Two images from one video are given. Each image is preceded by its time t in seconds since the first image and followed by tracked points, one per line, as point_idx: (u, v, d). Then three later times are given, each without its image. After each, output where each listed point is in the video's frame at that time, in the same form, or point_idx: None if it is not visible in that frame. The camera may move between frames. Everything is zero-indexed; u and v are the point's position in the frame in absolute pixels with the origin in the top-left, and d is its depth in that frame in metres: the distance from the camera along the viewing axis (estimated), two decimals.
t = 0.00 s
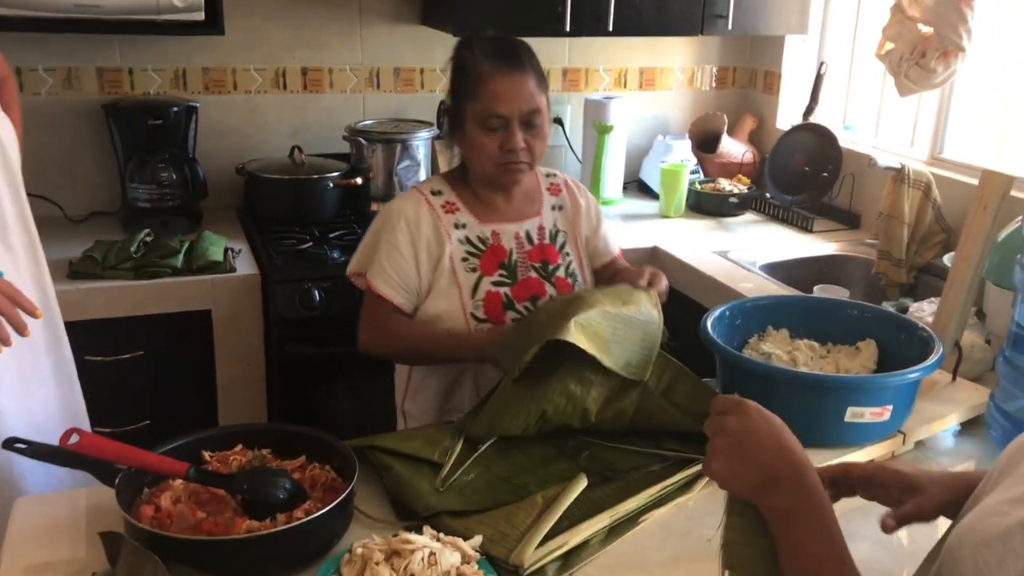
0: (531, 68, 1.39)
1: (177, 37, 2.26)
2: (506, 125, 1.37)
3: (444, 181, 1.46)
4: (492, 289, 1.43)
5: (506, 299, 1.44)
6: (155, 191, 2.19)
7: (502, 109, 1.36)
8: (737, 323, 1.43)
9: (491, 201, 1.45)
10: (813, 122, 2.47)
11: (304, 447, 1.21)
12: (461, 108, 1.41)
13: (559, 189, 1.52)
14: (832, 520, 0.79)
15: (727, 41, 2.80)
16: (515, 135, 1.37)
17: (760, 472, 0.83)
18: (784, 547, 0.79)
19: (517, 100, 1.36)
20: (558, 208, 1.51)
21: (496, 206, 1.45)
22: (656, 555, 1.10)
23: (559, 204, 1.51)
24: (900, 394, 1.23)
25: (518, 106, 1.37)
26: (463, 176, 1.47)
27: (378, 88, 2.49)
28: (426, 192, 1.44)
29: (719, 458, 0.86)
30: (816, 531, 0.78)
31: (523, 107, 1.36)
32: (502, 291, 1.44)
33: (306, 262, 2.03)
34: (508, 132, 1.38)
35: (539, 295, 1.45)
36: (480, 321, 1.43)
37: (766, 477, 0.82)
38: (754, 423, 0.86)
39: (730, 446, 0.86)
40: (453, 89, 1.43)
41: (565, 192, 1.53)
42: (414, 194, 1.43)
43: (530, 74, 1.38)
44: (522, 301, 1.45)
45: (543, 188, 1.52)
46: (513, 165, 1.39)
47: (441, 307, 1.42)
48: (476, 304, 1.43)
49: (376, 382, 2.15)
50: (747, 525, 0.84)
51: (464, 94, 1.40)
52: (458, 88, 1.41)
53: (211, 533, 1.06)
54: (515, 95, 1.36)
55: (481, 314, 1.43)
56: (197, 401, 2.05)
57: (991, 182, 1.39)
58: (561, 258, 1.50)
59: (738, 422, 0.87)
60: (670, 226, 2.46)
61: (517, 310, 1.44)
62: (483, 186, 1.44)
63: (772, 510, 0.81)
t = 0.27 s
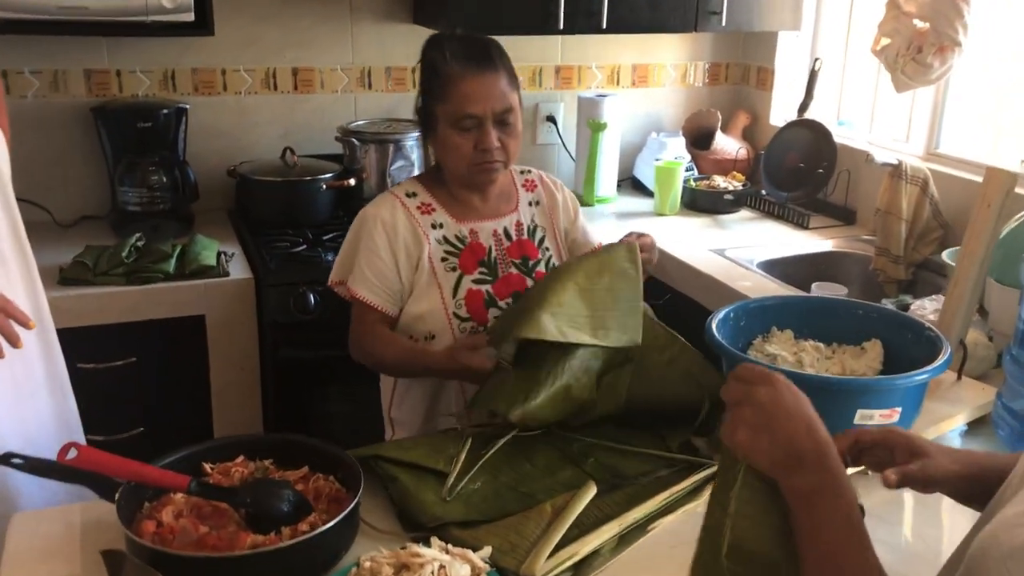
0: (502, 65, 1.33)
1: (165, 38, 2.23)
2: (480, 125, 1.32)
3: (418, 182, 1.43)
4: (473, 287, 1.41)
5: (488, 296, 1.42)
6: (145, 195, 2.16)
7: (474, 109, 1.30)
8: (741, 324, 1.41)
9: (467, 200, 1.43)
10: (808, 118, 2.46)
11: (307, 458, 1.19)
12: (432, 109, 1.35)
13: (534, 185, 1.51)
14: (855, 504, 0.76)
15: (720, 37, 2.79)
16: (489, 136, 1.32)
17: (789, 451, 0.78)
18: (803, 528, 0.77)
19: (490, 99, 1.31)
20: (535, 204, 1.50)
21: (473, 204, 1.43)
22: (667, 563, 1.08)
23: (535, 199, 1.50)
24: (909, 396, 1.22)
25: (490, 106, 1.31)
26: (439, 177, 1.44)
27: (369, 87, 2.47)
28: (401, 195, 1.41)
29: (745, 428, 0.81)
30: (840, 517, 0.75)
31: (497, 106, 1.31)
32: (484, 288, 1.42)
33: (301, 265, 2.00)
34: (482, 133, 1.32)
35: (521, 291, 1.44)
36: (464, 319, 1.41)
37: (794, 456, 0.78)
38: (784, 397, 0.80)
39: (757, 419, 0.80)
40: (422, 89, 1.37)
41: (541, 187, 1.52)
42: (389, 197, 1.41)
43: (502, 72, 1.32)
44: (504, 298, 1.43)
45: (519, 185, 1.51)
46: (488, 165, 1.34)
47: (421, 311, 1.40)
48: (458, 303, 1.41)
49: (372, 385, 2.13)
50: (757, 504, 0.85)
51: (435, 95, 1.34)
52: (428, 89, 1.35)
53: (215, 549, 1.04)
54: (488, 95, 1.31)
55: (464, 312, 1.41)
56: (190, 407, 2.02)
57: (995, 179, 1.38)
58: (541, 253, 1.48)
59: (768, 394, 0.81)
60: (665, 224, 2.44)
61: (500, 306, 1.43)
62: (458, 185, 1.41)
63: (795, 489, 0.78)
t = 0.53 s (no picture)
0: (493, 80, 1.32)
1: (161, 51, 2.21)
2: (473, 140, 1.31)
3: (409, 198, 1.40)
4: (471, 300, 1.38)
5: (487, 310, 1.38)
6: (143, 208, 2.14)
7: (468, 124, 1.29)
8: (751, 338, 1.40)
9: (460, 213, 1.40)
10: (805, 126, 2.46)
11: (319, 480, 1.18)
12: (423, 124, 1.34)
13: (528, 197, 1.49)
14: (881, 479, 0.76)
15: (716, 44, 2.79)
16: (482, 150, 1.31)
17: (826, 420, 0.81)
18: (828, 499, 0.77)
19: (483, 114, 1.30)
20: (529, 215, 1.48)
21: (466, 217, 1.40)
22: None
23: (530, 211, 1.48)
24: (923, 410, 1.21)
25: (483, 120, 1.30)
26: (431, 191, 1.41)
27: (366, 97, 2.46)
28: (394, 210, 1.37)
29: (789, 397, 0.85)
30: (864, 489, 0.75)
31: (490, 120, 1.30)
32: (482, 300, 1.39)
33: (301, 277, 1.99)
34: (475, 148, 1.31)
35: (519, 302, 1.41)
36: (463, 332, 1.38)
37: (829, 425, 0.80)
38: (825, 374, 0.85)
39: (801, 388, 0.85)
40: (413, 103, 1.35)
41: (535, 200, 1.50)
42: (382, 212, 1.36)
43: (493, 87, 1.31)
44: (503, 310, 1.40)
45: (513, 197, 1.48)
46: (482, 179, 1.32)
47: (420, 326, 1.36)
48: (457, 316, 1.37)
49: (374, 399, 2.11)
50: (780, 484, 0.84)
51: (426, 109, 1.32)
52: (419, 103, 1.33)
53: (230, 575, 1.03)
54: (481, 109, 1.30)
55: (463, 326, 1.38)
56: (191, 422, 2.00)
57: (1003, 190, 1.38)
58: (537, 264, 1.46)
59: (811, 367, 0.86)
60: (665, 232, 2.44)
61: (499, 318, 1.39)
62: (451, 199, 1.38)
63: (825, 457, 0.79)
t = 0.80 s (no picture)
0: (506, 94, 1.30)
1: (164, 61, 2.20)
2: (485, 155, 1.29)
3: (419, 213, 1.40)
4: (482, 314, 1.37)
5: (498, 323, 1.38)
6: (145, 219, 2.13)
7: (480, 139, 1.28)
8: (767, 351, 1.40)
9: (470, 227, 1.39)
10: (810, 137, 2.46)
11: (333, 496, 1.16)
12: (435, 138, 1.32)
13: (539, 208, 1.47)
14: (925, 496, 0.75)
15: (719, 55, 2.79)
16: (495, 165, 1.29)
17: (863, 428, 0.79)
18: (870, 510, 0.77)
19: (495, 128, 1.28)
20: (539, 226, 1.46)
21: (476, 230, 1.40)
22: None
23: (541, 222, 1.46)
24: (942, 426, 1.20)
25: (495, 136, 1.28)
26: (442, 203, 1.41)
27: (370, 108, 2.45)
28: (406, 225, 1.37)
29: (815, 406, 0.81)
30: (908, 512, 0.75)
31: (502, 136, 1.28)
32: (492, 314, 1.38)
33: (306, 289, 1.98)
34: (488, 163, 1.30)
35: (529, 315, 1.40)
36: (474, 346, 1.37)
37: (864, 434, 0.78)
38: (850, 373, 0.82)
39: (828, 396, 0.81)
40: (426, 116, 1.34)
41: (546, 210, 1.48)
42: (393, 228, 1.36)
43: (506, 101, 1.29)
44: (514, 323, 1.39)
45: (523, 210, 1.47)
46: (494, 194, 1.31)
47: (432, 339, 1.35)
48: (467, 330, 1.37)
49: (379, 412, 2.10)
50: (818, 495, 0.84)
51: (438, 123, 1.31)
52: (431, 118, 1.32)
53: None
54: (493, 124, 1.28)
55: (474, 339, 1.37)
56: (195, 435, 1.98)
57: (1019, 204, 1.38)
58: (547, 275, 1.45)
59: (835, 369, 0.83)
60: (669, 243, 2.43)
61: (509, 332, 1.39)
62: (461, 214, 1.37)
63: (863, 470, 0.78)
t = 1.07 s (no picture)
0: (530, 105, 1.29)
1: (162, 67, 2.18)
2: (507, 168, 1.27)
3: (437, 218, 1.36)
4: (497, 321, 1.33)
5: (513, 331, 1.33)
6: (143, 226, 2.10)
7: (503, 151, 1.26)
8: (777, 358, 1.40)
9: (489, 232, 1.35)
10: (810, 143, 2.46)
11: (345, 506, 1.14)
12: (457, 148, 1.31)
13: (554, 210, 1.43)
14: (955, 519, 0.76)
15: (717, 62, 2.78)
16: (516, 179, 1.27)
17: (880, 453, 0.80)
18: (906, 539, 0.77)
19: (519, 140, 1.26)
20: (555, 227, 1.41)
21: (494, 237, 1.35)
22: None
23: (556, 223, 1.41)
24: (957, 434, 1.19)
25: (517, 149, 1.27)
26: (461, 210, 1.36)
27: (368, 114, 2.43)
28: (423, 228, 1.33)
29: (834, 434, 0.82)
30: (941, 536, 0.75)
31: (525, 147, 1.27)
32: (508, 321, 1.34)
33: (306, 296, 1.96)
34: (508, 176, 1.28)
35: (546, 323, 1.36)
36: (488, 355, 1.33)
37: (885, 458, 0.79)
38: (870, 399, 0.83)
39: (845, 423, 0.82)
40: (448, 126, 1.32)
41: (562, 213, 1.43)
42: (410, 231, 1.32)
43: (529, 114, 1.28)
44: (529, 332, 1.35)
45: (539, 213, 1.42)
46: (513, 208, 1.29)
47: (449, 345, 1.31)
48: (482, 338, 1.33)
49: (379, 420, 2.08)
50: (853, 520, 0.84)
51: (460, 135, 1.29)
52: (454, 128, 1.31)
53: None
54: (516, 136, 1.26)
55: (488, 348, 1.33)
56: (194, 444, 1.96)
57: None
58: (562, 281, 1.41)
59: (853, 397, 0.83)
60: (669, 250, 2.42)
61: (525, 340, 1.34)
62: (479, 223, 1.34)
63: (888, 494, 0.79)
